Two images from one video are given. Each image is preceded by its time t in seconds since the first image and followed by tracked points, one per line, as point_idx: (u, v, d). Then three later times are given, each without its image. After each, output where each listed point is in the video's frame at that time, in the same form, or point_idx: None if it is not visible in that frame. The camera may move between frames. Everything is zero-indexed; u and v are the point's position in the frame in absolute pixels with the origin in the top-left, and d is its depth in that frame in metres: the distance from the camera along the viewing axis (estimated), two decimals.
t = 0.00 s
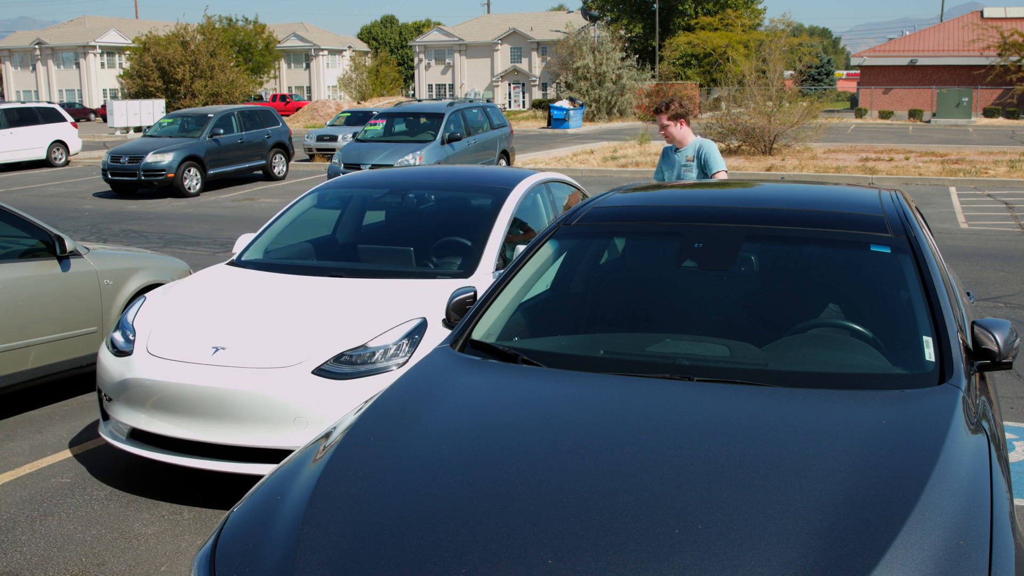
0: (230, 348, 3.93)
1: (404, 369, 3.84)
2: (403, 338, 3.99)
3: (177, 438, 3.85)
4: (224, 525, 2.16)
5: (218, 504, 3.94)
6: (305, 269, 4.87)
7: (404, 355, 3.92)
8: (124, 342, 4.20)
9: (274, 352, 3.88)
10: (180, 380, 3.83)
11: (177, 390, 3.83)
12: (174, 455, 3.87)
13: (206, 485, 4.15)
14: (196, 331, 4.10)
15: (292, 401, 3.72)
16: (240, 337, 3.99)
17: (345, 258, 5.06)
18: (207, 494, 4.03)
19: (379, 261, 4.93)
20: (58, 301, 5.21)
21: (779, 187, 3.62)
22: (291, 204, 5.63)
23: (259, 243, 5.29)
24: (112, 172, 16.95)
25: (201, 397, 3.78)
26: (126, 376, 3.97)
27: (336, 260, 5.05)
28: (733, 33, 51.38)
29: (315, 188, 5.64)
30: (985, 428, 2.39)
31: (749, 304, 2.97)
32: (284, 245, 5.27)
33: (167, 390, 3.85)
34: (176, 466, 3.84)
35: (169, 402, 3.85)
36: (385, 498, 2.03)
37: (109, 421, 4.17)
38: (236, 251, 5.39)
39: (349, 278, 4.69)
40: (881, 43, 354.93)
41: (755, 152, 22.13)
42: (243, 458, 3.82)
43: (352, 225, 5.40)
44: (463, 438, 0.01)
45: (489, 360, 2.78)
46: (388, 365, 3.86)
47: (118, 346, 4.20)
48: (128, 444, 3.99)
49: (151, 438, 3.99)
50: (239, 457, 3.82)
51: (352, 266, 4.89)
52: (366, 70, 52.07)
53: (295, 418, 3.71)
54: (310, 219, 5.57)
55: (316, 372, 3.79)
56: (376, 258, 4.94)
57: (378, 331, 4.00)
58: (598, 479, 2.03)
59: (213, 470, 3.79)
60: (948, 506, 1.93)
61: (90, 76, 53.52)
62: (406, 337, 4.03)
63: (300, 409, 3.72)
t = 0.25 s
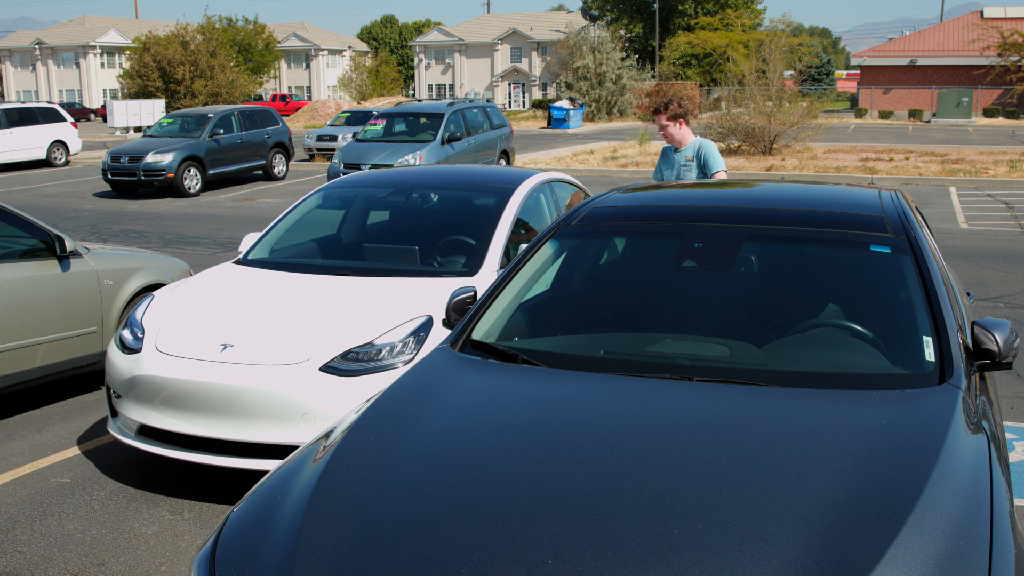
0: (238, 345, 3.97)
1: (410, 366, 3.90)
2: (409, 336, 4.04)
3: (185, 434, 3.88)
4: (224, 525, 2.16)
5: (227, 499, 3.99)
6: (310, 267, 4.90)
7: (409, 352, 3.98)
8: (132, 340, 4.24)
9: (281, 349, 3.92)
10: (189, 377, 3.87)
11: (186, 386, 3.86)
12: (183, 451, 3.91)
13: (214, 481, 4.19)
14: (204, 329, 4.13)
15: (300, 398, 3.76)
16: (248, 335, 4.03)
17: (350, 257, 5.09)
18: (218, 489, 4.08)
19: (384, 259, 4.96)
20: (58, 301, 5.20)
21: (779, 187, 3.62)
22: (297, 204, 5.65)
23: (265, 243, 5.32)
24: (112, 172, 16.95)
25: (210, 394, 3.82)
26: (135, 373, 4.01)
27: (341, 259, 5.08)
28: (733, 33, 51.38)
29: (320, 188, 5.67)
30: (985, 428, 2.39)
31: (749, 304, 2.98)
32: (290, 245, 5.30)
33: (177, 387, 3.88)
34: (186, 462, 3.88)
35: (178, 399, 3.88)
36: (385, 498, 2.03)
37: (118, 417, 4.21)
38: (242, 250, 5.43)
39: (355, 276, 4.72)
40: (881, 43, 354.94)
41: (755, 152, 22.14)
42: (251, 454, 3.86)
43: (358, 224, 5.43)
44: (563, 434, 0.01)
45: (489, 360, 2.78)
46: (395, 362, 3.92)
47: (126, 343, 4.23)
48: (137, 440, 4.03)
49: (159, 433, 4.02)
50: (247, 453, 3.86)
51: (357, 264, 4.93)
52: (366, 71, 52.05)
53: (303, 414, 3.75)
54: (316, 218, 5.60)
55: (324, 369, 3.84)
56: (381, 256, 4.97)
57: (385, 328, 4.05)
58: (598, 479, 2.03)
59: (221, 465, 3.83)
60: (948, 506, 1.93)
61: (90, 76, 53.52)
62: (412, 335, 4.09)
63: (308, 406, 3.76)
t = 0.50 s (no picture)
0: (247, 342, 4.01)
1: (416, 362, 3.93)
2: (415, 332, 4.09)
3: (194, 430, 3.92)
4: (224, 525, 2.16)
5: (236, 495, 4.03)
6: (316, 267, 4.93)
7: (416, 349, 4.02)
8: (142, 337, 4.28)
9: (290, 346, 3.96)
10: (198, 373, 3.90)
11: (195, 382, 3.90)
12: (192, 447, 3.95)
13: (221, 479, 4.23)
14: (213, 327, 4.17)
15: (308, 394, 3.80)
16: (257, 332, 4.07)
17: (356, 256, 5.13)
18: (226, 485, 4.12)
19: (390, 258, 4.99)
20: (58, 301, 5.20)
21: (779, 187, 3.62)
22: (303, 204, 5.68)
23: (272, 242, 5.35)
24: (112, 172, 16.95)
25: (219, 390, 3.86)
26: (144, 370, 4.05)
27: (347, 257, 5.11)
28: (733, 33, 51.39)
29: (326, 187, 5.70)
30: (985, 428, 2.39)
31: (749, 304, 2.98)
32: (297, 244, 5.34)
33: (185, 384, 3.92)
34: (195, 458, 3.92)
35: (187, 395, 3.92)
36: (386, 498, 2.03)
37: (127, 413, 4.25)
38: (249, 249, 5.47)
39: (362, 274, 4.76)
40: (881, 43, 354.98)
41: (755, 152, 22.14)
42: (259, 450, 3.90)
43: (364, 223, 5.47)
44: None
45: (489, 360, 2.78)
46: (401, 359, 3.96)
47: (136, 340, 4.28)
48: (147, 436, 4.07)
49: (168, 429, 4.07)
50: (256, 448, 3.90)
51: (363, 263, 4.96)
52: (366, 71, 52.05)
53: (311, 410, 3.79)
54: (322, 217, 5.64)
55: (332, 365, 3.88)
56: (387, 255, 5.01)
57: (392, 325, 4.10)
58: (598, 479, 2.03)
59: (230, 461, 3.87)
60: (948, 506, 1.93)
61: (90, 76, 53.55)
62: (419, 332, 4.14)
63: (316, 402, 3.80)
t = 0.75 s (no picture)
0: (257, 339, 4.06)
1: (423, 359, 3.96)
2: (422, 330, 4.13)
3: (204, 425, 3.98)
4: (224, 525, 2.16)
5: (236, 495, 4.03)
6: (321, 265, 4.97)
7: (423, 345, 4.06)
8: (152, 334, 4.34)
9: (299, 343, 4.02)
10: (208, 370, 3.96)
11: (205, 378, 3.95)
12: (203, 443, 4.00)
13: (228, 475, 4.27)
14: (223, 324, 4.23)
15: (316, 390, 3.85)
16: (266, 329, 4.12)
17: (362, 254, 5.17)
18: (235, 481, 4.17)
19: (395, 257, 5.03)
20: (58, 301, 5.20)
21: (779, 187, 3.62)
22: (309, 202, 5.72)
23: (278, 240, 5.40)
24: (112, 172, 16.95)
25: (229, 386, 3.91)
26: (155, 366, 4.11)
27: (353, 256, 5.16)
28: (733, 33, 51.40)
29: (332, 187, 5.75)
30: (985, 428, 2.39)
31: (749, 304, 2.98)
32: (303, 242, 5.38)
33: (196, 380, 3.98)
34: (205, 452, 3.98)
35: (197, 391, 3.98)
36: (385, 498, 2.03)
37: (138, 409, 4.31)
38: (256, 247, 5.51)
39: (368, 273, 4.80)
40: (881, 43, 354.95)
41: (754, 152, 22.15)
42: (270, 445, 3.95)
43: (368, 222, 5.50)
44: None
45: (489, 360, 2.78)
46: (408, 356, 4.00)
47: (146, 337, 4.34)
48: (158, 432, 4.13)
49: (179, 425, 4.13)
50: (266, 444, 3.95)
51: (369, 261, 5.01)
52: (366, 70, 52.05)
53: (320, 406, 3.84)
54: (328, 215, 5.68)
55: (340, 362, 3.93)
56: (393, 254, 5.05)
57: (399, 323, 4.15)
58: (598, 479, 2.03)
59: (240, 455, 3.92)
60: (948, 506, 1.93)
61: (89, 76, 53.57)
62: (426, 329, 4.18)
63: (324, 398, 3.85)
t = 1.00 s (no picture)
0: (266, 336, 4.12)
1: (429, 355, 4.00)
2: (429, 328, 4.19)
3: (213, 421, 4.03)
4: (223, 526, 2.16)
5: (236, 496, 4.03)
6: (328, 263, 5.02)
7: (430, 342, 4.12)
8: (162, 331, 4.39)
9: (308, 340, 4.07)
10: (218, 366, 4.01)
11: (216, 374, 4.01)
12: (213, 438, 4.05)
13: (235, 472, 4.31)
14: (233, 321, 4.28)
15: (325, 385, 3.90)
16: (275, 326, 4.18)
17: (369, 253, 5.22)
18: (242, 477, 4.21)
19: (402, 256, 5.08)
20: (58, 301, 5.20)
21: (779, 187, 3.62)
22: (315, 202, 5.78)
23: (286, 240, 5.45)
24: (112, 172, 16.95)
25: (239, 381, 3.96)
26: (165, 363, 4.16)
27: (360, 255, 5.21)
28: (733, 33, 51.39)
29: (338, 186, 5.80)
30: (985, 428, 2.39)
31: (749, 304, 2.98)
32: (310, 242, 5.43)
33: (206, 376, 4.03)
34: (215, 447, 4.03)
35: (208, 387, 4.03)
36: (385, 498, 2.03)
37: (148, 405, 4.36)
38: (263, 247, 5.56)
39: (374, 271, 4.85)
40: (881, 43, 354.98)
41: (755, 152, 22.15)
42: (278, 441, 4.00)
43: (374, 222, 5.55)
44: None
45: (488, 360, 2.78)
46: (416, 352, 4.05)
47: (156, 335, 4.39)
48: (168, 428, 4.18)
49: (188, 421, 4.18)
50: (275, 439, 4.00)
51: (376, 260, 5.06)
52: (366, 71, 52.04)
53: (329, 401, 3.89)
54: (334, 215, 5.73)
55: (349, 358, 3.98)
56: (399, 253, 5.10)
57: (406, 320, 4.20)
58: (598, 479, 2.03)
59: (249, 450, 3.97)
60: (948, 506, 1.93)
61: (90, 76, 53.59)
62: (432, 328, 4.24)
63: (333, 393, 3.90)
